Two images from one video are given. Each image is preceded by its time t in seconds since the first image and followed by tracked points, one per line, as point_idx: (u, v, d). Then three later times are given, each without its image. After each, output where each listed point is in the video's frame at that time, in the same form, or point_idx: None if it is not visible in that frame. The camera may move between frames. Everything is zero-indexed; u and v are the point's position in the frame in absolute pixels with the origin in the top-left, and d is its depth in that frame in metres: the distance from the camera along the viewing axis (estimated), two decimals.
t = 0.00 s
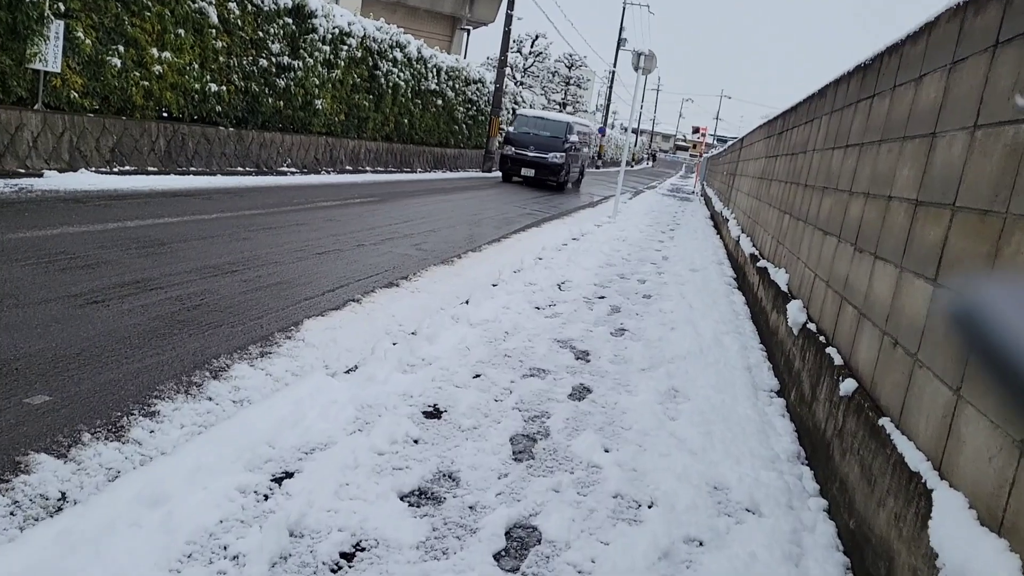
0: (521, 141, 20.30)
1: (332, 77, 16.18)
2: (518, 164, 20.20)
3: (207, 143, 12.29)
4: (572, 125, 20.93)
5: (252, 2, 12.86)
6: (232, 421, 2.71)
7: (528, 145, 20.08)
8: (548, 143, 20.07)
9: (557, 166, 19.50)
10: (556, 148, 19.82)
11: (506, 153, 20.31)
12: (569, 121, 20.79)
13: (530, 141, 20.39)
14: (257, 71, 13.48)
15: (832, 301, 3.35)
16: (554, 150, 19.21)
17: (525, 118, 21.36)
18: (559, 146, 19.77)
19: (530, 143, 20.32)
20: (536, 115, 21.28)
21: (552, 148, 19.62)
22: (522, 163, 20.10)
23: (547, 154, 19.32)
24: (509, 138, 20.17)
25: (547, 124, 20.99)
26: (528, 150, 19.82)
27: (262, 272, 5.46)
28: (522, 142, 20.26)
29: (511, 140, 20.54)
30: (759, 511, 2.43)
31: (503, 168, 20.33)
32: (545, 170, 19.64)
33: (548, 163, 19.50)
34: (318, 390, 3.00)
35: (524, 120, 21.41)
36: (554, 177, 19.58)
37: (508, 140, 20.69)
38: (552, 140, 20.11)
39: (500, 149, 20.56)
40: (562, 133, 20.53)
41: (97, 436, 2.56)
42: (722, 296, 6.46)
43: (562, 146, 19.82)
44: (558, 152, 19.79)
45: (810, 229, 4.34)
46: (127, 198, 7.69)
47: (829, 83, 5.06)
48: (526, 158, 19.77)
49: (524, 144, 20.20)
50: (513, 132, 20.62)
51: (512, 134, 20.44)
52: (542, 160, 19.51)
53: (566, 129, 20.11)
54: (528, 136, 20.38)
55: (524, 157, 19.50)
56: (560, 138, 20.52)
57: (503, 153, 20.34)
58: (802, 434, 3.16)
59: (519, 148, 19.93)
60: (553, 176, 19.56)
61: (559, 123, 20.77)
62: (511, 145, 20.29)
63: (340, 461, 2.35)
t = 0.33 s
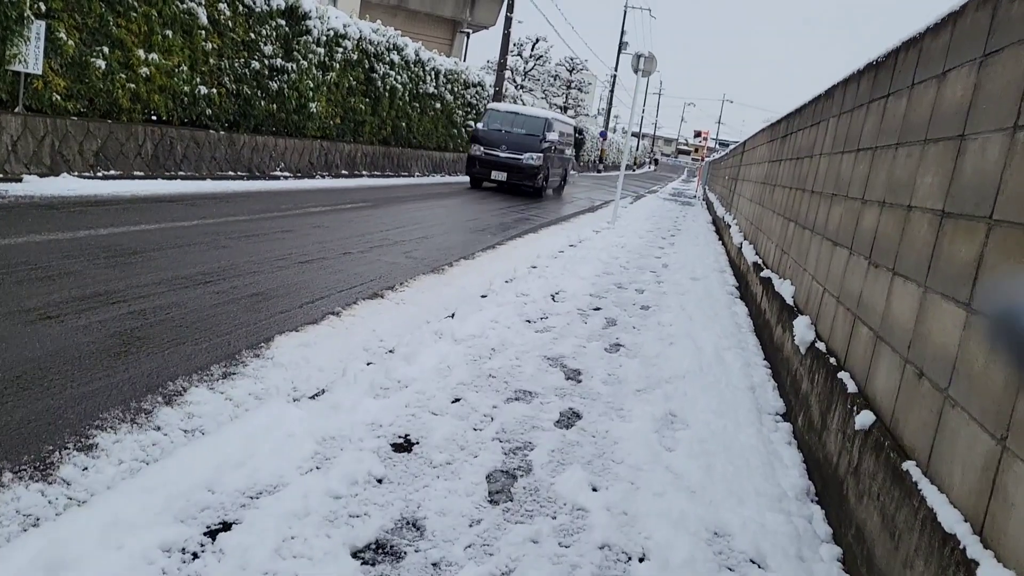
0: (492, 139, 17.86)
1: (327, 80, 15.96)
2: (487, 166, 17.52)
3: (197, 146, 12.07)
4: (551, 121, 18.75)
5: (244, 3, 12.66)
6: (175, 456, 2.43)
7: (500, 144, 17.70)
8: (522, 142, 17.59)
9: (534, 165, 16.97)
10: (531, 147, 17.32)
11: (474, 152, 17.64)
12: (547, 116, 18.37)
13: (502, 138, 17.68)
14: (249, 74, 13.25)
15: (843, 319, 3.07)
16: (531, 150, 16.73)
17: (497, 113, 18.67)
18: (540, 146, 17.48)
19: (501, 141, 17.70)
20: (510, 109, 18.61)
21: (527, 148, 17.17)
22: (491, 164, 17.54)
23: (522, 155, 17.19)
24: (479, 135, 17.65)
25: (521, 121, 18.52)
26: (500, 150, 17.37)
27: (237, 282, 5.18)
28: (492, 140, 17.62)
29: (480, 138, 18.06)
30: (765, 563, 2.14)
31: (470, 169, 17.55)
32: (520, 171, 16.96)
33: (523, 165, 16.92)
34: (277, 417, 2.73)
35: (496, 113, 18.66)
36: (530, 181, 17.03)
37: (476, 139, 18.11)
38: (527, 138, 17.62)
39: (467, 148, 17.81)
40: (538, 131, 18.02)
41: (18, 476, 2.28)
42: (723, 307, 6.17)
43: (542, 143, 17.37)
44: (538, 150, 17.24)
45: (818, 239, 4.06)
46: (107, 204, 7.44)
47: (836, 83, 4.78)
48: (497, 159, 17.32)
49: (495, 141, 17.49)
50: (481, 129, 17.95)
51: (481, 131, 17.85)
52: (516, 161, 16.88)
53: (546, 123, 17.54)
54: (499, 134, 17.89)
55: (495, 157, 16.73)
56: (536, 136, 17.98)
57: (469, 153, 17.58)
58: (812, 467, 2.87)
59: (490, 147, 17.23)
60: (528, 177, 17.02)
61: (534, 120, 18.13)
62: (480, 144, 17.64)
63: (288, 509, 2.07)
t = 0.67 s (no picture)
0: (451, 135, 14.15)
1: (325, 80, 15.73)
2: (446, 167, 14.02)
3: (190, 147, 11.84)
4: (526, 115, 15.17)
5: (239, 1, 12.44)
6: (113, 493, 2.16)
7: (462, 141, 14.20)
8: (489, 137, 14.27)
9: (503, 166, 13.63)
10: (500, 144, 14.02)
11: (430, 152, 14.02)
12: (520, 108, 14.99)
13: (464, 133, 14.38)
14: (244, 73, 13.00)
15: (864, 335, 2.77)
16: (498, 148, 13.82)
17: (458, 105, 15.18)
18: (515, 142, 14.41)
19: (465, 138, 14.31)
20: (475, 100, 15.15)
21: (495, 144, 13.92)
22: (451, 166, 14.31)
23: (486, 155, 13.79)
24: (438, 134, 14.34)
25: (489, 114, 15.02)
26: (461, 149, 13.90)
27: (215, 290, 4.90)
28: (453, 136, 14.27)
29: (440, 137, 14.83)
30: None
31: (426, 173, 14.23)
32: (487, 175, 13.90)
33: (490, 165, 13.83)
34: (235, 444, 2.46)
35: (457, 108, 15.07)
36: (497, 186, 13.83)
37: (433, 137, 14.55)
38: (495, 133, 14.27)
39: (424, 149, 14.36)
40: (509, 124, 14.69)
41: None
42: (729, 315, 5.87)
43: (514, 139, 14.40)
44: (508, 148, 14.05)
45: (833, 244, 3.75)
46: (89, 206, 7.17)
47: (851, 78, 4.49)
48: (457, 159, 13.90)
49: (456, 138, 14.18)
50: (439, 124, 14.47)
51: (440, 126, 14.21)
52: (480, 161, 13.84)
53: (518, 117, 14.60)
54: (463, 131, 14.33)
55: (456, 159, 13.82)
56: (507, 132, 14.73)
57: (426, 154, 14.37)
58: (830, 501, 2.58)
59: (450, 146, 13.97)
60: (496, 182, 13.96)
61: (504, 112, 14.93)
62: (439, 142, 14.09)
63: (230, 563, 1.80)
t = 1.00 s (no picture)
0: (392, 127, 11.22)
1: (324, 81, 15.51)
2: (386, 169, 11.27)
3: (183, 149, 11.64)
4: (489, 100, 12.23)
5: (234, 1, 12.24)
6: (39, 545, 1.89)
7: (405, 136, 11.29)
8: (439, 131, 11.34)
9: (456, 167, 11.01)
10: (452, 138, 11.17)
11: (366, 148, 11.15)
12: (481, 93, 12.19)
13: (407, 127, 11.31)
14: (240, 74, 12.78)
15: (895, 357, 2.48)
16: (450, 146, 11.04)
17: (404, 89, 12.16)
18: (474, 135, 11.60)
19: (408, 131, 11.29)
20: (424, 82, 12.02)
21: (444, 139, 11.10)
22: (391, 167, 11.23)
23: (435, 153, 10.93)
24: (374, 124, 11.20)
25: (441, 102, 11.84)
26: (403, 144, 11.02)
27: (194, 300, 4.62)
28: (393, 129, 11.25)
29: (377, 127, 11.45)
30: None
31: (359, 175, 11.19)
32: (436, 177, 11.02)
33: (439, 165, 11.01)
34: (187, 484, 2.18)
35: (404, 92, 12.14)
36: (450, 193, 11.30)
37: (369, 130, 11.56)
38: (446, 125, 11.38)
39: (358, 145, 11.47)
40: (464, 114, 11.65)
41: None
42: (738, 325, 5.58)
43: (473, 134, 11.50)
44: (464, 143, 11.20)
45: (853, 253, 3.46)
46: (73, 210, 6.93)
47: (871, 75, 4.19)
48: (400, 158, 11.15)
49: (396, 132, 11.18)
50: (377, 113, 11.49)
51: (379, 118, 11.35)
52: (428, 161, 11.06)
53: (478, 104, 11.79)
54: (409, 122, 11.38)
55: (398, 157, 11.03)
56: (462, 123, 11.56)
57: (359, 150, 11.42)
58: (858, 547, 2.29)
59: (390, 142, 11.14)
60: (448, 187, 11.14)
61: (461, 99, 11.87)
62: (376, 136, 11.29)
63: None
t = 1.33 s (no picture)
0: (277, 115, 8.14)
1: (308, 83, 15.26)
2: (266, 172, 8.05)
3: (162, 155, 11.38)
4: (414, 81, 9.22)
5: (213, 2, 11.98)
6: None
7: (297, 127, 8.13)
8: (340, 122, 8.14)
9: (365, 170, 8.05)
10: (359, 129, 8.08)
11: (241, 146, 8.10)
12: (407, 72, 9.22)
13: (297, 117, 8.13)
14: (222, 77, 12.50)
15: (904, 377, 2.22)
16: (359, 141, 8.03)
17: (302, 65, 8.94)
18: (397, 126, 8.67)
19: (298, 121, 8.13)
20: (327, 57, 8.96)
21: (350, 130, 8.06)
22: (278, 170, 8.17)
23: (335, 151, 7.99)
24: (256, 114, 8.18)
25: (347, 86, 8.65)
26: (291, 139, 7.99)
27: (151, 317, 4.35)
28: (279, 118, 8.14)
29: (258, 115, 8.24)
30: None
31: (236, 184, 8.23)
32: (338, 185, 8.00)
33: (340, 168, 7.96)
34: (98, 542, 1.91)
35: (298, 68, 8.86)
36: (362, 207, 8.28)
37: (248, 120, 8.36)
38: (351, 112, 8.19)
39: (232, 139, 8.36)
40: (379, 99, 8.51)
41: None
42: (733, 331, 5.32)
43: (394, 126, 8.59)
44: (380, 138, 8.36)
45: (854, 257, 3.19)
46: (37, 220, 6.66)
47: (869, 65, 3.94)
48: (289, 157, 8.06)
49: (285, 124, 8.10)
50: (261, 99, 8.40)
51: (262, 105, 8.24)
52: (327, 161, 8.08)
53: (399, 84, 8.80)
54: (301, 107, 8.21)
55: (285, 158, 7.98)
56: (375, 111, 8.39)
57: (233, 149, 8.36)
58: None
59: (275, 135, 8.06)
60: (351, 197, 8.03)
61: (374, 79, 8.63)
62: (256, 128, 8.17)
63: None
